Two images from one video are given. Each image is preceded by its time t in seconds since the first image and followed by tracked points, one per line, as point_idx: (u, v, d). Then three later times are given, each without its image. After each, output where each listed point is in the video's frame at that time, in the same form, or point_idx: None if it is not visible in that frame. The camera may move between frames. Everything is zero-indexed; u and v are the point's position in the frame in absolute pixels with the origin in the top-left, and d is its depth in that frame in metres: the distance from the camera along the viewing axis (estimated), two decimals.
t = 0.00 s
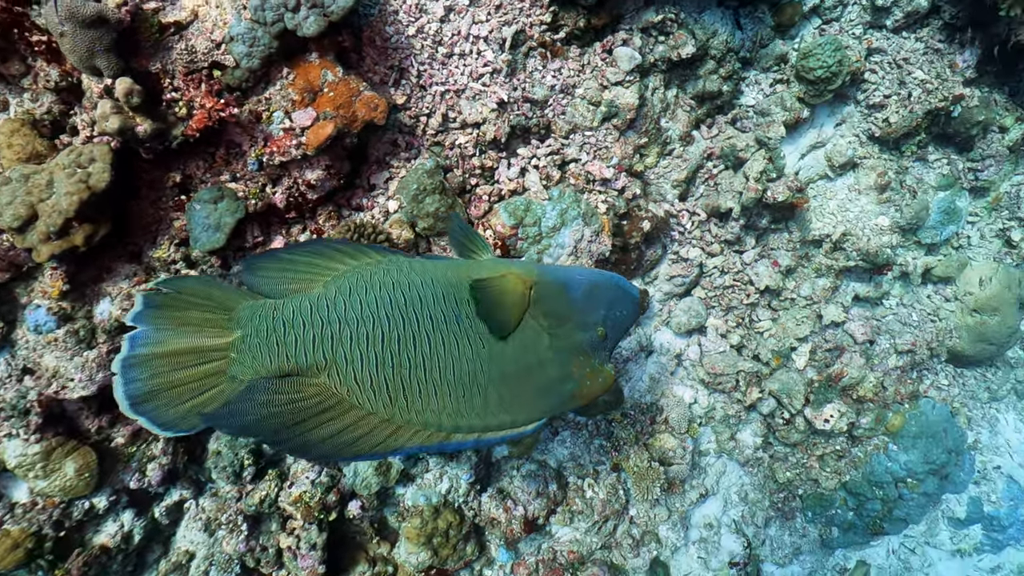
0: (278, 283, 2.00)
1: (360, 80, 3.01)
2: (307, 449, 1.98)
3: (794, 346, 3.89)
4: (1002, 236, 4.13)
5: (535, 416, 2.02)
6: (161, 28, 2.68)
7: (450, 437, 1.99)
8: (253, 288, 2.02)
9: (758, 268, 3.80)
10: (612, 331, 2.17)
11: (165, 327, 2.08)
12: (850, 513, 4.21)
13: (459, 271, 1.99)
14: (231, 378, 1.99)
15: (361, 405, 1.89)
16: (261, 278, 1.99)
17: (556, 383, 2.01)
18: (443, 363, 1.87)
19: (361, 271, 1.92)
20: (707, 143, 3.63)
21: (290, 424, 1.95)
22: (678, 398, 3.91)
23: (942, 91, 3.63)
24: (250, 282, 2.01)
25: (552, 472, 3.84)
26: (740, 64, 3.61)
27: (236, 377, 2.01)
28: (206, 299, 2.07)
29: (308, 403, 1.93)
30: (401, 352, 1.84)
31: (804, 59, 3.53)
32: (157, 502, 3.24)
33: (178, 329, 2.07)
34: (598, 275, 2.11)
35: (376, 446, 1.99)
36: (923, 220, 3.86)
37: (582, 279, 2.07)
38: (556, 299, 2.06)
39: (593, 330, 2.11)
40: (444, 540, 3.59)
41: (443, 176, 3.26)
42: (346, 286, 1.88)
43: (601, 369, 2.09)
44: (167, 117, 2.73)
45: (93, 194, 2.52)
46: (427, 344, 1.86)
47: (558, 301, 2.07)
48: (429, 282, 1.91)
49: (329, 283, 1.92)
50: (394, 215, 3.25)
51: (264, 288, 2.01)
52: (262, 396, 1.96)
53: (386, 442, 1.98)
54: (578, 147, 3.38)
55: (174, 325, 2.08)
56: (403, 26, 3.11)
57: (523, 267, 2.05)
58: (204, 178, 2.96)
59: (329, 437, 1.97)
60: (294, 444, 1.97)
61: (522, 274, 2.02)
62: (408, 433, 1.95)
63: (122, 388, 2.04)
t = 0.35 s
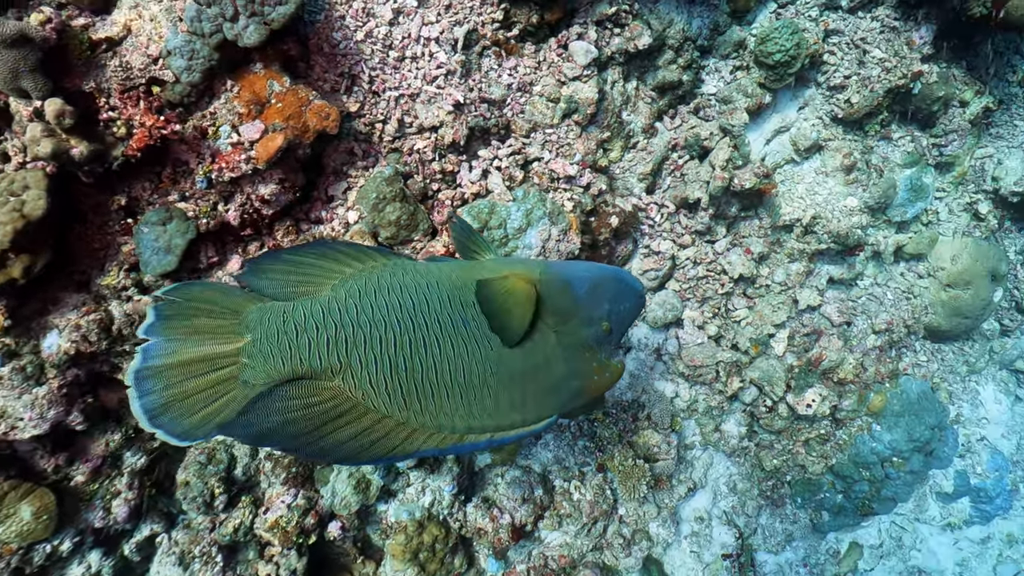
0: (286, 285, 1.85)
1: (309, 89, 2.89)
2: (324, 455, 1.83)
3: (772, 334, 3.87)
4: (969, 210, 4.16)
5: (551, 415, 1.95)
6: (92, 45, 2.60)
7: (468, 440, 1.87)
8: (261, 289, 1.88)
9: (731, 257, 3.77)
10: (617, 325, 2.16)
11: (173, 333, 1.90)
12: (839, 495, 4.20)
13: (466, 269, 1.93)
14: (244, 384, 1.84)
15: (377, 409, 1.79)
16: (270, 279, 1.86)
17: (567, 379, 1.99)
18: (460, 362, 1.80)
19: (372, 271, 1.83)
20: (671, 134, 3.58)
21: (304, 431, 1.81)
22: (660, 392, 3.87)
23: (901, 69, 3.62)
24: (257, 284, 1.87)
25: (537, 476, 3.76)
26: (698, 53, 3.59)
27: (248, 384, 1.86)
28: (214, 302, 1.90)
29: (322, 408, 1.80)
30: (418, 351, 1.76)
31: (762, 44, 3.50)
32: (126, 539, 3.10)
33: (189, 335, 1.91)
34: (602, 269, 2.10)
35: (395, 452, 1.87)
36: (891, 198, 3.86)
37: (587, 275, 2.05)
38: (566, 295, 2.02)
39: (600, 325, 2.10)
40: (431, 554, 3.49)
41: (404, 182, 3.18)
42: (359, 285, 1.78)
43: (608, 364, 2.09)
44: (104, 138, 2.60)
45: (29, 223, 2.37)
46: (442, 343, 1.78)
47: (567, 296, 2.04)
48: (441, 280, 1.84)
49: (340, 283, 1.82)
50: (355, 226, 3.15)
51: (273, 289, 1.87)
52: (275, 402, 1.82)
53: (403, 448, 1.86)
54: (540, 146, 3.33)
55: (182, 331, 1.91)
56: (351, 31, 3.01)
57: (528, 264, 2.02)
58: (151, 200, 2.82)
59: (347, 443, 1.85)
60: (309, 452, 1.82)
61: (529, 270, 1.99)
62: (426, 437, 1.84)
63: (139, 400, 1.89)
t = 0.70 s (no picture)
0: (298, 289, 1.79)
1: (251, 104, 2.75)
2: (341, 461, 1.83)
3: (747, 324, 3.84)
4: (934, 185, 4.17)
5: (561, 409, 2.02)
6: (9, 69, 2.41)
7: (481, 440, 1.90)
8: (274, 288, 1.78)
9: (701, 248, 3.72)
10: (620, 318, 2.26)
11: (184, 328, 1.79)
12: (827, 480, 4.16)
13: (472, 273, 1.97)
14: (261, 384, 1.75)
15: (393, 415, 1.78)
16: (281, 278, 1.77)
17: (577, 374, 2.05)
18: (474, 362, 1.83)
19: (381, 278, 1.83)
20: (631, 129, 3.53)
21: (320, 437, 1.81)
22: (640, 391, 3.79)
23: (856, 49, 3.61)
24: (269, 282, 1.77)
25: (521, 486, 3.64)
26: (653, 45, 3.54)
27: (264, 385, 1.77)
28: (228, 297, 1.80)
29: (337, 415, 1.80)
30: (432, 355, 1.77)
31: (715, 32, 3.46)
32: None
33: (201, 329, 1.79)
34: (597, 265, 2.22)
35: (412, 456, 1.87)
36: (856, 178, 3.85)
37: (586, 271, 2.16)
38: (566, 291, 2.12)
39: (601, 318, 2.19)
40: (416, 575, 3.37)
41: (359, 196, 3.08)
42: (373, 291, 1.79)
43: (616, 356, 2.18)
44: (31, 168, 2.46)
45: None
46: (454, 345, 1.81)
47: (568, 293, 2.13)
48: (449, 284, 1.87)
49: (352, 289, 1.81)
50: (310, 243, 3.05)
51: (284, 290, 1.78)
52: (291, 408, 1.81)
53: (419, 452, 1.86)
54: (498, 148, 3.24)
55: (195, 327, 1.79)
56: (292, 42, 2.91)
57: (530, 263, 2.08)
58: (90, 230, 2.68)
59: (363, 450, 1.84)
60: (327, 460, 1.81)
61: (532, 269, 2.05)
62: (442, 439, 1.85)
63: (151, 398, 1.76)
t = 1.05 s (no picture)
0: (311, 299, 1.81)
1: (197, 123, 2.65)
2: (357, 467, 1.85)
3: (724, 319, 3.79)
4: (902, 168, 4.16)
5: (577, 408, 1.94)
6: None
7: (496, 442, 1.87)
8: (289, 297, 1.81)
9: (673, 245, 3.68)
10: (629, 309, 2.12)
11: (197, 330, 1.74)
12: (816, 470, 4.13)
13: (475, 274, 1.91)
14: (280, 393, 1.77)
15: (406, 424, 1.78)
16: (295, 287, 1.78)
17: (592, 372, 1.94)
18: (484, 366, 1.75)
19: (387, 286, 1.80)
20: (595, 129, 3.49)
21: (336, 445, 1.82)
22: (621, 392, 3.73)
23: (815, 36, 3.59)
24: (281, 293, 1.80)
25: (506, 498, 3.56)
26: (612, 43, 3.49)
27: (283, 392, 1.79)
28: (244, 302, 1.81)
29: (353, 422, 1.81)
30: (441, 362, 1.71)
31: (673, 26, 3.42)
32: None
33: (215, 333, 1.76)
34: (603, 257, 2.09)
35: (427, 461, 1.86)
36: (824, 165, 3.81)
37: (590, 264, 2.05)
38: (572, 286, 2.02)
39: (613, 311, 2.07)
40: None
41: (318, 212, 2.99)
42: (379, 299, 1.76)
43: (627, 348, 2.07)
44: None
45: None
46: (462, 350, 1.74)
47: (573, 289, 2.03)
48: (451, 288, 1.83)
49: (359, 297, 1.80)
50: (270, 264, 2.92)
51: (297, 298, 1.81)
52: (308, 416, 1.83)
53: (434, 458, 1.86)
54: (459, 155, 3.18)
55: (204, 332, 1.76)
56: (237, 58, 2.81)
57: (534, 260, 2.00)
58: (32, 264, 2.46)
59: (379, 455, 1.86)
60: (344, 467, 1.84)
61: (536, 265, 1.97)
62: (457, 444, 1.84)
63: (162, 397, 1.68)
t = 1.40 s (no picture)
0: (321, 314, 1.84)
1: (135, 151, 2.52)
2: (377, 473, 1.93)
3: (701, 317, 3.72)
4: (868, 154, 4.16)
5: (585, 397, 2.06)
6: None
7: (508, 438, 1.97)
8: (299, 312, 1.83)
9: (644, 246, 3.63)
10: (634, 297, 2.21)
11: (212, 347, 1.75)
12: (803, 463, 4.06)
13: (477, 279, 1.96)
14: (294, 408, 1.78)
15: (421, 429, 1.85)
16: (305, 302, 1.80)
17: (598, 361, 2.05)
18: (493, 367, 1.84)
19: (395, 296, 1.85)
20: (556, 133, 3.43)
21: (354, 452, 1.89)
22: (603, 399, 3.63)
23: (770, 28, 3.58)
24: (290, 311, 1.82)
25: (491, 514, 3.47)
26: (567, 45, 3.44)
27: (298, 407, 1.81)
28: (253, 318, 1.81)
29: (370, 430, 1.87)
30: (452, 365, 1.80)
31: (627, 25, 3.38)
32: None
33: (229, 350, 1.77)
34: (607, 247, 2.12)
35: (445, 462, 1.95)
36: (789, 156, 3.82)
37: (594, 256, 2.08)
38: (577, 280, 2.06)
39: (617, 301, 2.15)
40: None
41: (273, 236, 2.88)
42: (390, 309, 1.82)
43: (634, 336, 2.17)
44: None
45: None
46: (471, 354, 1.83)
47: (579, 282, 2.07)
48: (456, 295, 1.88)
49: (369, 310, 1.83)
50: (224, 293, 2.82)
51: (307, 313, 1.83)
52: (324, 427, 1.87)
53: (450, 459, 1.94)
54: (417, 168, 3.10)
55: (216, 353, 1.76)
56: (175, 81, 2.69)
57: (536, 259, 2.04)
58: None
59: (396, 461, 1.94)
60: (363, 472, 1.92)
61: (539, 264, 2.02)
62: (471, 444, 1.93)
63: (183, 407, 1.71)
